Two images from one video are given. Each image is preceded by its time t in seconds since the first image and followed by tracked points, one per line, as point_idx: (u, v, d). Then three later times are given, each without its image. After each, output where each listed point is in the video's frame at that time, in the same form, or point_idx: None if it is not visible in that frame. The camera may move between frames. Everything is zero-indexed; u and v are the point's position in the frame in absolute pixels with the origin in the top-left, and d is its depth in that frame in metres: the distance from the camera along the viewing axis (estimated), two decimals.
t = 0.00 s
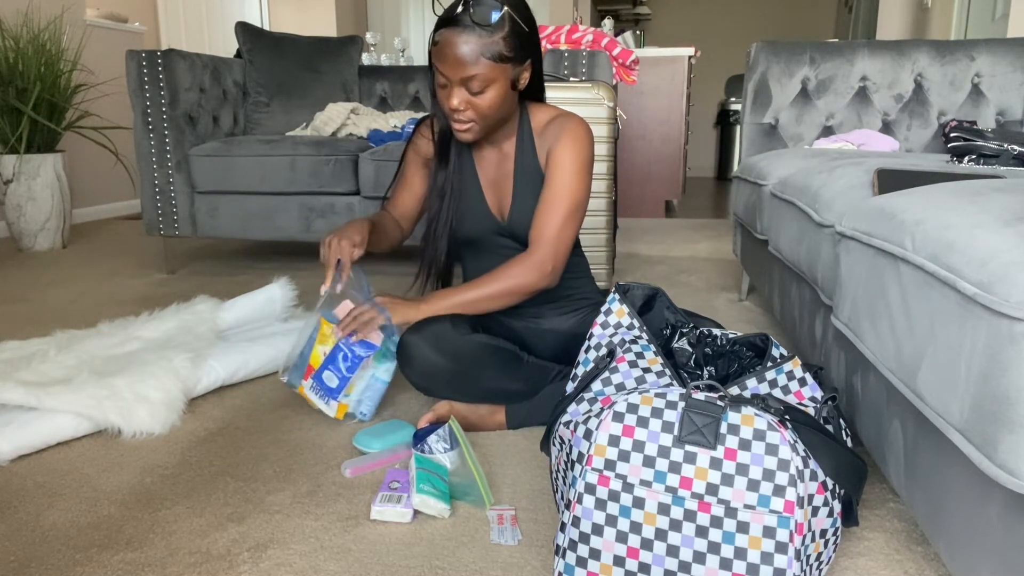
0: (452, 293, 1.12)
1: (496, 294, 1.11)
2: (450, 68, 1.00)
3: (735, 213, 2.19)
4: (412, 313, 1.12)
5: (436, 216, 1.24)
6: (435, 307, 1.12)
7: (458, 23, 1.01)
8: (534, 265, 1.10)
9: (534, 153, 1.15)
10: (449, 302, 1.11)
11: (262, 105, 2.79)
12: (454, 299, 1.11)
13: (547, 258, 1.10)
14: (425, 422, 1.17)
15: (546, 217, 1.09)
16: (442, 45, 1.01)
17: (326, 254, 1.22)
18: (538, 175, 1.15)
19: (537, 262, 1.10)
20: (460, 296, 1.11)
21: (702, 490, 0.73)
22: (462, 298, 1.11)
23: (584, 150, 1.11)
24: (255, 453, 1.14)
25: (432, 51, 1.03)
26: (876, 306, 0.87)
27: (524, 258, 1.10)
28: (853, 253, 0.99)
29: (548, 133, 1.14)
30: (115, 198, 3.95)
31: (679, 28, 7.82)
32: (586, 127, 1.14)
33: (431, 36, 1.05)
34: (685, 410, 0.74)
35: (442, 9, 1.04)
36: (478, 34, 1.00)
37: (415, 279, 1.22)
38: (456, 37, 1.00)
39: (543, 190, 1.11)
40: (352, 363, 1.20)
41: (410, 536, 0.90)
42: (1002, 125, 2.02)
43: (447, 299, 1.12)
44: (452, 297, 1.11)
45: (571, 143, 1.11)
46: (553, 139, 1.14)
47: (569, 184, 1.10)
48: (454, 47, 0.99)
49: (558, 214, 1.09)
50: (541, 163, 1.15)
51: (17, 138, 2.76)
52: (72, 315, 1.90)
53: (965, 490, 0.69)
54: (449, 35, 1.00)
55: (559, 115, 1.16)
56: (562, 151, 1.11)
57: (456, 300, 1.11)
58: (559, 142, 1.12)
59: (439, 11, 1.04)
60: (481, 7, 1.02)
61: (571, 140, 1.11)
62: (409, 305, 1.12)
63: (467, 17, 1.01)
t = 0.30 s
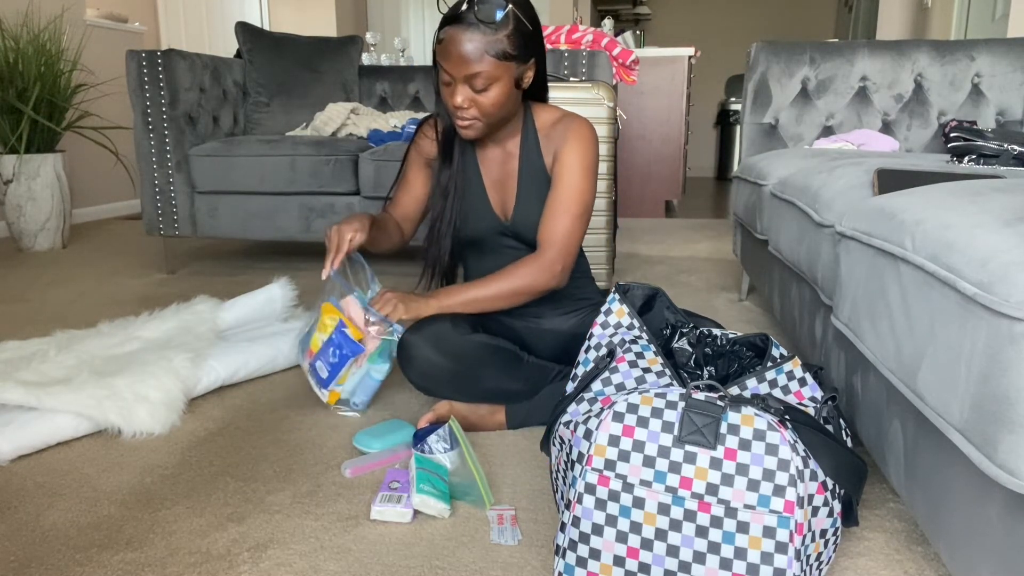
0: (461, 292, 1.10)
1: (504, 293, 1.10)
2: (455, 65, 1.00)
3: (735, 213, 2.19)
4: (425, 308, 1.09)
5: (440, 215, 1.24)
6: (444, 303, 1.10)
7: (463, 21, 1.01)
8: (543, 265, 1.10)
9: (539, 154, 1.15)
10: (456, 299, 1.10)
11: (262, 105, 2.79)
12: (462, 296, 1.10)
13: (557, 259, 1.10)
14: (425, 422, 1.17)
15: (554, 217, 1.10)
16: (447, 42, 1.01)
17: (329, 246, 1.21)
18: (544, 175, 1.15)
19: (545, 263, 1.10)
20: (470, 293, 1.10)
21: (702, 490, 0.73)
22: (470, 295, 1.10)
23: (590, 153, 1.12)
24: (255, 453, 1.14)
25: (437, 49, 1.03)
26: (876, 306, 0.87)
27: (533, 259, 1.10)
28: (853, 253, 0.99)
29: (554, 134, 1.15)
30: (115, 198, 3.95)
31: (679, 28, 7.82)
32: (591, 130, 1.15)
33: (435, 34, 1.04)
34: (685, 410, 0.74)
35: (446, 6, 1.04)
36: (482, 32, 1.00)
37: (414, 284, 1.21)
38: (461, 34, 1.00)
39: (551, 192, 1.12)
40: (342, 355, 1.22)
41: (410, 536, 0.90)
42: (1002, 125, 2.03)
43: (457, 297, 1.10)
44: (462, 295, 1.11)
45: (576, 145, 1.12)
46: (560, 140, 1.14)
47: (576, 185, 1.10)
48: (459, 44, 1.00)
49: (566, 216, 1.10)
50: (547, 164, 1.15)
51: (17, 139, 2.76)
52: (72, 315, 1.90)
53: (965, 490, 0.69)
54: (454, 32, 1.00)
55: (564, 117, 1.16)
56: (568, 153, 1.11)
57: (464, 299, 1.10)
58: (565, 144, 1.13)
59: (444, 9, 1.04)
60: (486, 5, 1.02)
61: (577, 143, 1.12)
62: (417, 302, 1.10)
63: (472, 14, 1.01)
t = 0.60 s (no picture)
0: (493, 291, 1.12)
1: (532, 296, 1.12)
2: (448, 69, 1.01)
3: (735, 213, 2.19)
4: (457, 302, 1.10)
5: (439, 218, 1.24)
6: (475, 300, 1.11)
7: (455, 25, 1.01)
8: (570, 270, 1.12)
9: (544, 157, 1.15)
10: (487, 300, 1.11)
11: (262, 105, 2.79)
12: (492, 297, 1.11)
13: (582, 265, 1.12)
14: (425, 422, 1.17)
15: (575, 223, 1.11)
16: (439, 46, 1.01)
17: (344, 245, 1.23)
18: (550, 177, 1.15)
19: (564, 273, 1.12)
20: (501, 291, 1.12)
21: (702, 490, 0.73)
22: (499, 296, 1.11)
23: (599, 156, 1.12)
24: (255, 453, 1.14)
25: (430, 53, 1.03)
26: (875, 306, 0.87)
27: (558, 266, 1.12)
28: (853, 253, 0.99)
29: (559, 138, 1.14)
30: (115, 198, 3.95)
31: (679, 28, 7.83)
32: (595, 131, 1.15)
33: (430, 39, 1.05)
34: (685, 409, 0.74)
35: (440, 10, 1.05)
36: (474, 35, 1.00)
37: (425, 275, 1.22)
38: (453, 38, 1.00)
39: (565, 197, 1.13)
40: (357, 354, 1.22)
41: (409, 536, 0.90)
42: (1001, 125, 2.03)
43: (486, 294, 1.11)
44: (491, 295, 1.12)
45: (584, 149, 1.12)
46: (567, 146, 1.14)
47: (592, 190, 1.11)
48: (452, 49, 1.00)
49: (586, 223, 1.11)
50: (553, 167, 1.15)
51: (18, 139, 2.76)
52: (72, 315, 1.90)
53: (966, 490, 0.69)
54: (446, 36, 1.00)
55: (568, 120, 1.16)
56: (578, 158, 1.12)
57: (491, 300, 1.12)
58: (574, 148, 1.13)
59: (437, 13, 1.05)
60: (477, 8, 1.02)
61: (585, 146, 1.12)
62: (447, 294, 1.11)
63: (464, 18, 1.01)
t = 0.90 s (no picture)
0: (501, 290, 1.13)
1: (536, 295, 1.13)
2: (446, 72, 1.01)
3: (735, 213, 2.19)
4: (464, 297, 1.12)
5: (440, 219, 1.24)
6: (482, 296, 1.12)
7: (452, 27, 1.01)
8: (575, 270, 1.12)
9: (546, 158, 1.15)
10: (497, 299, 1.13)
11: (262, 105, 2.79)
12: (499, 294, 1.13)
13: (586, 267, 1.12)
14: (425, 422, 1.17)
15: (576, 225, 1.11)
16: (436, 49, 1.01)
17: (356, 243, 1.26)
18: (551, 177, 1.15)
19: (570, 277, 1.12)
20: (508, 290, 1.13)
21: (702, 490, 0.73)
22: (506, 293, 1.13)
23: (601, 158, 1.12)
24: (255, 453, 1.14)
25: (427, 56, 1.03)
26: (876, 306, 0.87)
27: (562, 268, 1.13)
28: (853, 253, 0.99)
29: (561, 139, 1.14)
30: (115, 199, 3.95)
31: (679, 28, 7.83)
32: (596, 132, 1.14)
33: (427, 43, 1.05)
34: (685, 410, 0.74)
35: (437, 13, 1.05)
36: (472, 38, 1.00)
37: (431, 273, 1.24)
38: (451, 40, 1.00)
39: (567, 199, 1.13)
40: (369, 350, 1.24)
41: (410, 536, 0.90)
42: (1001, 125, 2.03)
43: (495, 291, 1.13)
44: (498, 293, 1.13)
45: (584, 152, 1.12)
46: (570, 148, 1.13)
47: (594, 193, 1.11)
48: (449, 51, 1.00)
49: (587, 226, 1.11)
50: (555, 168, 1.15)
51: (17, 139, 2.76)
52: (72, 315, 1.90)
53: (966, 490, 0.69)
54: (443, 39, 1.00)
55: (570, 121, 1.16)
56: (579, 160, 1.12)
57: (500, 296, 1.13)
58: (576, 150, 1.13)
59: (434, 16, 1.05)
60: (474, 11, 1.02)
61: (586, 148, 1.12)
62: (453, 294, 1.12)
63: (461, 21, 1.01)
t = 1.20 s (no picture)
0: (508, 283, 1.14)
1: (544, 291, 1.13)
2: (447, 72, 1.01)
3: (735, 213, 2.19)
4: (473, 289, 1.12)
5: (441, 220, 1.24)
6: (489, 289, 1.13)
7: (453, 28, 1.01)
8: (582, 268, 1.12)
9: (548, 158, 1.15)
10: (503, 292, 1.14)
11: (262, 105, 2.79)
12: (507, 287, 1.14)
13: (593, 265, 1.12)
14: (425, 422, 1.17)
15: (582, 224, 1.11)
16: (437, 50, 1.01)
17: (356, 243, 1.26)
18: (553, 177, 1.15)
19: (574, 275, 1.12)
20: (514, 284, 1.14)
21: (702, 490, 0.73)
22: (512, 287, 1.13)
23: (604, 157, 1.13)
24: (255, 453, 1.14)
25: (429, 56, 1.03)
26: (876, 306, 0.87)
27: (570, 267, 1.13)
28: (853, 253, 0.99)
29: (564, 140, 1.14)
30: (115, 199, 3.95)
31: (679, 28, 7.83)
32: (597, 131, 1.14)
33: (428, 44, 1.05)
34: (685, 410, 0.74)
35: (438, 13, 1.05)
36: (472, 38, 1.00)
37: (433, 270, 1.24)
38: (452, 41, 1.00)
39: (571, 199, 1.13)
40: (369, 350, 1.24)
41: (409, 536, 0.90)
42: (1001, 125, 2.03)
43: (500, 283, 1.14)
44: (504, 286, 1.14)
45: (588, 151, 1.12)
46: (573, 148, 1.14)
47: (598, 192, 1.11)
48: (450, 51, 1.00)
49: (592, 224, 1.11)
50: (558, 169, 1.15)
51: (17, 139, 2.76)
52: (72, 315, 1.90)
53: (965, 489, 0.69)
54: (444, 39, 1.00)
55: (570, 121, 1.16)
56: (582, 160, 1.12)
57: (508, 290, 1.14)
58: (579, 150, 1.13)
59: (435, 16, 1.05)
60: (475, 11, 1.02)
61: (589, 148, 1.12)
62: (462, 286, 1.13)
63: (462, 21, 1.01)
